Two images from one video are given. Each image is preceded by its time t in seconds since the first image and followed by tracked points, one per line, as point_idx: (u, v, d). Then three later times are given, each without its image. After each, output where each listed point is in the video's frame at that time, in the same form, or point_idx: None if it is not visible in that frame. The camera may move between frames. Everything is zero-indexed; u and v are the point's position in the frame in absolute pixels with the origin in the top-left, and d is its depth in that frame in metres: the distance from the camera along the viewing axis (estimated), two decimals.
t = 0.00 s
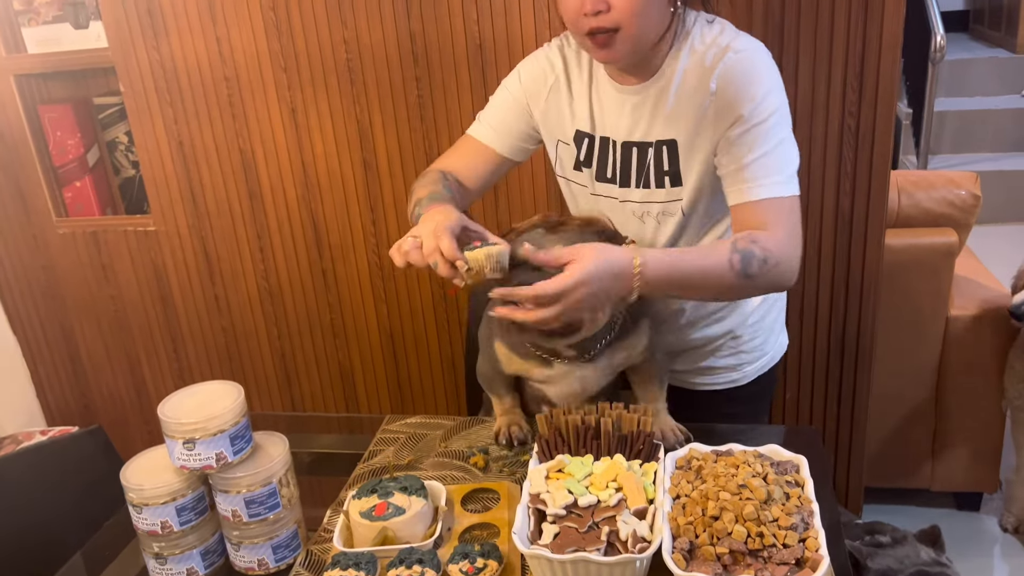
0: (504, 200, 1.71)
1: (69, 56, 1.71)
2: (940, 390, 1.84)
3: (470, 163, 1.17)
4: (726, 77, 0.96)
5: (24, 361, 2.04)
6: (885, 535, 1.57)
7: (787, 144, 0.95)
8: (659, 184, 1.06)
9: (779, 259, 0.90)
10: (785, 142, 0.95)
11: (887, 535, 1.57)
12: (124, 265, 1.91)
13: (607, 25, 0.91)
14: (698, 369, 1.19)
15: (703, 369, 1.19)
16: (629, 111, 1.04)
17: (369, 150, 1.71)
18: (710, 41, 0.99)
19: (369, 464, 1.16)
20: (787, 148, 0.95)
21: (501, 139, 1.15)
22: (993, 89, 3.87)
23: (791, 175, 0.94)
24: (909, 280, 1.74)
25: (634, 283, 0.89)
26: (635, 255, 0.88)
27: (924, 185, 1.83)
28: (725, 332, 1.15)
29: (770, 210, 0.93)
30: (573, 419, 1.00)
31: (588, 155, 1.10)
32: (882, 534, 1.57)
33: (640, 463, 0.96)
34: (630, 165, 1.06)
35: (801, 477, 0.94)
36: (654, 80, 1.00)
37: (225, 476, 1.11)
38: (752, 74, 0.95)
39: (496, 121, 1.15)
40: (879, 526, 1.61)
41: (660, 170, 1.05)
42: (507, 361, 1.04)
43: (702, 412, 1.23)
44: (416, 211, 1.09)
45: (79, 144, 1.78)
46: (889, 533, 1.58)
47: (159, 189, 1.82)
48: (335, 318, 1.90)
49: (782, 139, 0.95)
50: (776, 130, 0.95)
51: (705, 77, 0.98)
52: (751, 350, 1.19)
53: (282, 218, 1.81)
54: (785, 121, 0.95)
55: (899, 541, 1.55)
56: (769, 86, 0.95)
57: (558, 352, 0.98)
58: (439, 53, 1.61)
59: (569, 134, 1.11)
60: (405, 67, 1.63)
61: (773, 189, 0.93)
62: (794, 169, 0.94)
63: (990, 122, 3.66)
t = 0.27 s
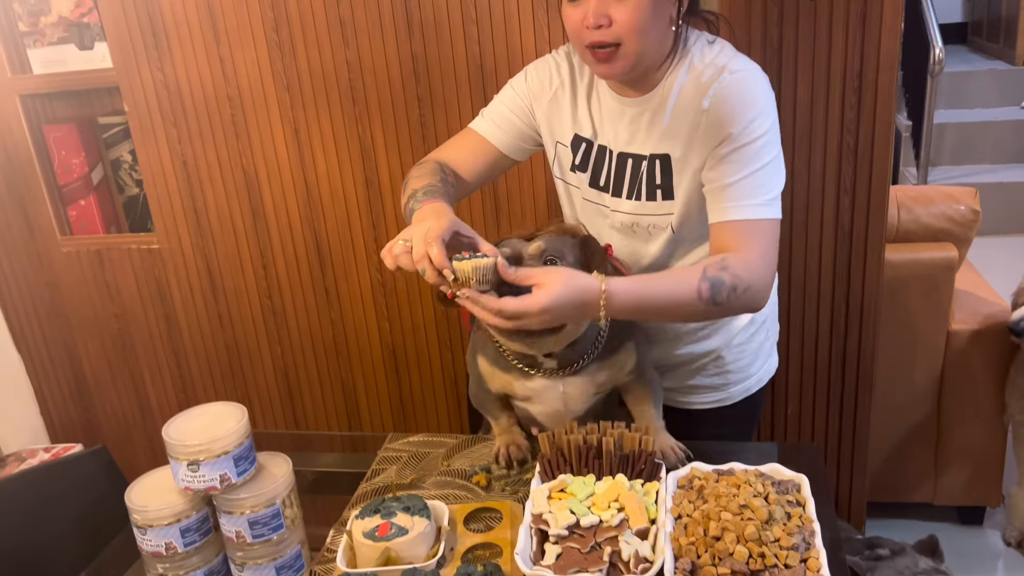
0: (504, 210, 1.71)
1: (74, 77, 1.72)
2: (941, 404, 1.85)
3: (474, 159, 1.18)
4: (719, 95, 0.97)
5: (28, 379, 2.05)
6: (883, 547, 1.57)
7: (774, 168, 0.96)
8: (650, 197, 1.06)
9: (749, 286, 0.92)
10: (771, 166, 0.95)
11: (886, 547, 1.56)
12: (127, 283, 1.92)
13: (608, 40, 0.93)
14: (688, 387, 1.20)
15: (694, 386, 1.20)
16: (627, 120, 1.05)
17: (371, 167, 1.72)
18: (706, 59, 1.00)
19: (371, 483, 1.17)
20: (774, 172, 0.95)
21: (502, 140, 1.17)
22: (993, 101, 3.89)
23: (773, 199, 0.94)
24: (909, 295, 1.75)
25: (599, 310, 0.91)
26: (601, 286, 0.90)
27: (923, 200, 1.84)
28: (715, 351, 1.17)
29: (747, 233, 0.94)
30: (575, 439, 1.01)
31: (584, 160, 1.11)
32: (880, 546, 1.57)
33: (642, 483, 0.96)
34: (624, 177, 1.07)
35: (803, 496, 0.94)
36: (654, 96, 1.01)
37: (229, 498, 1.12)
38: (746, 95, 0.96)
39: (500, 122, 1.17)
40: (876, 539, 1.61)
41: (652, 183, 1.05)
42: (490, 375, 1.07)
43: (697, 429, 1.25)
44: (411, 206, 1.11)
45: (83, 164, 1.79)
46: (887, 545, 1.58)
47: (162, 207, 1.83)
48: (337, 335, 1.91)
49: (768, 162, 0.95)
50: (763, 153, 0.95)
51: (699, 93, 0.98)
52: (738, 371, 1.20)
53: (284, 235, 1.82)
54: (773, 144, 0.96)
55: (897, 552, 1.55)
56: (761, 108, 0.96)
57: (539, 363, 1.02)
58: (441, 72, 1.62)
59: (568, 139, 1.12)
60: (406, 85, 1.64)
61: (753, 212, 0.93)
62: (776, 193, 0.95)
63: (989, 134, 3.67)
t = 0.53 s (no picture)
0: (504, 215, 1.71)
1: (76, 85, 1.72)
2: (942, 409, 1.85)
3: (475, 164, 1.19)
4: (713, 104, 0.97)
5: (29, 387, 2.05)
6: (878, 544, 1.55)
7: (762, 179, 0.95)
8: (646, 206, 1.06)
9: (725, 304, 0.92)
10: (759, 177, 0.95)
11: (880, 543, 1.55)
12: (129, 291, 1.92)
13: (607, 49, 0.93)
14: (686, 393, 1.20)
15: (692, 393, 1.21)
16: (626, 128, 1.05)
17: (372, 174, 1.72)
18: (703, 68, 1.00)
19: (372, 491, 1.16)
20: (762, 184, 0.95)
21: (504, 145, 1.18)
22: (993, 106, 3.89)
23: (759, 211, 0.94)
24: (910, 301, 1.75)
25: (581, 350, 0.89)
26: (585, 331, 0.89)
27: (924, 206, 1.84)
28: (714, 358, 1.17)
29: (730, 244, 0.93)
30: (576, 446, 1.00)
31: (583, 167, 1.11)
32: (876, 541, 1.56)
33: (643, 490, 0.96)
34: (622, 184, 1.07)
35: (804, 503, 0.94)
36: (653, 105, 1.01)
37: (230, 506, 1.12)
38: (740, 105, 0.96)
39: (501, 127, 1.17)
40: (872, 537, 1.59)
41: (647, 192, 1.06)
42: (473, 396, 1.09)
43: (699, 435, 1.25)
44: (396, 209, 1.15)
45: (84, 172, 1.80)
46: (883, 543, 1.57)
47: (163, 214, 1.84)
48: (338, 342, 1.91)
49: (757, 173, 0.95)
50: (753, 164, 0.95)
51: (694, 101, 0.98)
52: (736, 378, 1.20)
53: (285, 242, 1.83)
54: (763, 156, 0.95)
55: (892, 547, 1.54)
56: (754, 119, 0.95)
57: (521, 390, 1.01)
58: (441, 79, 1.62)
59: (568, 145, 1.12)
60: (406, 93, 1.65)
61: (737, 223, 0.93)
62: (762, 205, 0.94)
63: (990, 139, 3.67)
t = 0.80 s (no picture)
0: (504, 219, 1.71)
1: (75, 88, 1.72)
2: (944, 411, 1.84)
3: (478, 171, 1.18)
4: (713, 109, 0.96)
5: (28, 390, 2.04)
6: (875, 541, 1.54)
7: (758, 187, 0.94)
8: (646, 210, 1.06)
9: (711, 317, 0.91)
10: (756, 184, 0.94)
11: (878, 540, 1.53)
12: (127, 294, 1.92)
13: (607, 52, 0.93)
14: (689, 395, 1.20)
15: (694, 395, 1.20)
16: (627, 131, 1.05)
17: (371, 176, 1.72)
18: (704, 71, 0.99)
19: (371, 493, 1.16)
20: (758, 192, 0.94)
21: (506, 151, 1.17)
22: (993, 107, 3.89)
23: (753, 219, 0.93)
24: (911, 302, 1.74)
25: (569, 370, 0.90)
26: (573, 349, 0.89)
27: (924, 207, 1.83)
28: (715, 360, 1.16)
29: (720, 252, 0.92)
30: (575, 448, 1.01)
31: (583, 170, 1.11)
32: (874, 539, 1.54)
33: (643, 493, 0.95)
34: (622, 188, 1.07)
35: (805, 505, 0.94)
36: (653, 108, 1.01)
37: (228, 509, 1.12)
38: (740, 111, 0.95)
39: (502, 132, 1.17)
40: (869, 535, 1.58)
41: (648, 196, 1.05)
42: (476, 399, 1.07)
43: (699, 436, 1.25)
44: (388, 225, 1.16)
45: (83, 174, 1.80)
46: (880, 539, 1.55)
47: (162, 217, 1.83)
48: (338, 345, 1.90)
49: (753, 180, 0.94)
50: (750, 171, 0.94)
51: (694, 105, 0.98)
52: (740, 380, 1.19)
53: (285, 245, 1.82)
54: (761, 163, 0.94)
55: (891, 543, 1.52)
56: (752, 125, 0.94)
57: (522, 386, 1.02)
58: (440, 81, 1.62)
59: (568, 149, 1.12)
60: (405, 95, 1.64)
61: (729, 232, 0.92)
62: (756, 212, 0.93)
63: (990, 141, 3.67)
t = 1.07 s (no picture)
0: (504, 219, 1.71)
1: (73, 87, 1.72)
2: (944, 410, 1.84)
3: (480, 177, 1.18)
4: (711, 110, 0.96)
5: (28, 390, 2.04)
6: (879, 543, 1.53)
7: (753, 190, 0.94)
8: (646, 211, 1.06)
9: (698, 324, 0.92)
10: (750, 187, 0.94)
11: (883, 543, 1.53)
12: (127, 293, 1.91)
13: (607, 54, 0.93)
14: (690, 395, 1.20)
15: (695, 395, 1.20)
16: (626, 133, 1.04)
17: (371, 176, 1.72)
18: (705, 73, 0.98)
19: (370, 493, 1.16)
20: (752, 195, 0.94)
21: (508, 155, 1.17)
22: (993, 106, 3.88)
23: (744, 222, 0.93)
24: (911, 301, 1.74)
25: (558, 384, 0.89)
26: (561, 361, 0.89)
27: (925, 206, 1.83)
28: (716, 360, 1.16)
29: (710, 255, 0.92)
30: (575, 447, 1.00)
31: (584, 171, 1.11)
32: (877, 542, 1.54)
33: (642, 492, 0.95)
34: (622, 190, 1.07)
35: (805, 504, 0.93)
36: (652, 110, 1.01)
37: (227, 508, 1.11)
38: (738, 113, 0.94)
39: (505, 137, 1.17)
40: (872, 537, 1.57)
41: (647, 198, 1.05)
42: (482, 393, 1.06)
43: (699, 436, 1.24)
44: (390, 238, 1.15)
45: (82, 173, 1.80)
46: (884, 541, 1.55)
47: (161, 217, 1.83)
48: (337, 345, 1.90)
49: (748, 183, 0.94)
50: (745, 174, 0.94)
51: (693, 106, 0.98)
52: (741, 379, 1.19)
53: (284, 245, 1.82)
54: (756, 166, 0.94)
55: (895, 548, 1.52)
56: (749, 128, 0.94)
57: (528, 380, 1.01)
58: (440, 81, 1.62)
59: (569, 149, 1.12)
60: (405, 94, 1.64)
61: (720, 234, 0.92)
62: (748, 216, 0.93)
63: (990, 140, 3.66)
